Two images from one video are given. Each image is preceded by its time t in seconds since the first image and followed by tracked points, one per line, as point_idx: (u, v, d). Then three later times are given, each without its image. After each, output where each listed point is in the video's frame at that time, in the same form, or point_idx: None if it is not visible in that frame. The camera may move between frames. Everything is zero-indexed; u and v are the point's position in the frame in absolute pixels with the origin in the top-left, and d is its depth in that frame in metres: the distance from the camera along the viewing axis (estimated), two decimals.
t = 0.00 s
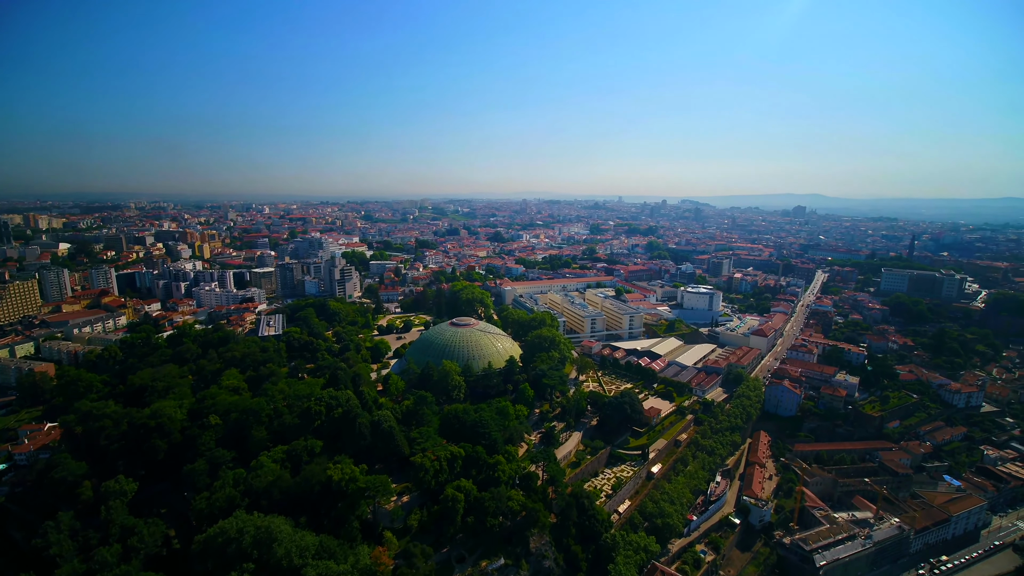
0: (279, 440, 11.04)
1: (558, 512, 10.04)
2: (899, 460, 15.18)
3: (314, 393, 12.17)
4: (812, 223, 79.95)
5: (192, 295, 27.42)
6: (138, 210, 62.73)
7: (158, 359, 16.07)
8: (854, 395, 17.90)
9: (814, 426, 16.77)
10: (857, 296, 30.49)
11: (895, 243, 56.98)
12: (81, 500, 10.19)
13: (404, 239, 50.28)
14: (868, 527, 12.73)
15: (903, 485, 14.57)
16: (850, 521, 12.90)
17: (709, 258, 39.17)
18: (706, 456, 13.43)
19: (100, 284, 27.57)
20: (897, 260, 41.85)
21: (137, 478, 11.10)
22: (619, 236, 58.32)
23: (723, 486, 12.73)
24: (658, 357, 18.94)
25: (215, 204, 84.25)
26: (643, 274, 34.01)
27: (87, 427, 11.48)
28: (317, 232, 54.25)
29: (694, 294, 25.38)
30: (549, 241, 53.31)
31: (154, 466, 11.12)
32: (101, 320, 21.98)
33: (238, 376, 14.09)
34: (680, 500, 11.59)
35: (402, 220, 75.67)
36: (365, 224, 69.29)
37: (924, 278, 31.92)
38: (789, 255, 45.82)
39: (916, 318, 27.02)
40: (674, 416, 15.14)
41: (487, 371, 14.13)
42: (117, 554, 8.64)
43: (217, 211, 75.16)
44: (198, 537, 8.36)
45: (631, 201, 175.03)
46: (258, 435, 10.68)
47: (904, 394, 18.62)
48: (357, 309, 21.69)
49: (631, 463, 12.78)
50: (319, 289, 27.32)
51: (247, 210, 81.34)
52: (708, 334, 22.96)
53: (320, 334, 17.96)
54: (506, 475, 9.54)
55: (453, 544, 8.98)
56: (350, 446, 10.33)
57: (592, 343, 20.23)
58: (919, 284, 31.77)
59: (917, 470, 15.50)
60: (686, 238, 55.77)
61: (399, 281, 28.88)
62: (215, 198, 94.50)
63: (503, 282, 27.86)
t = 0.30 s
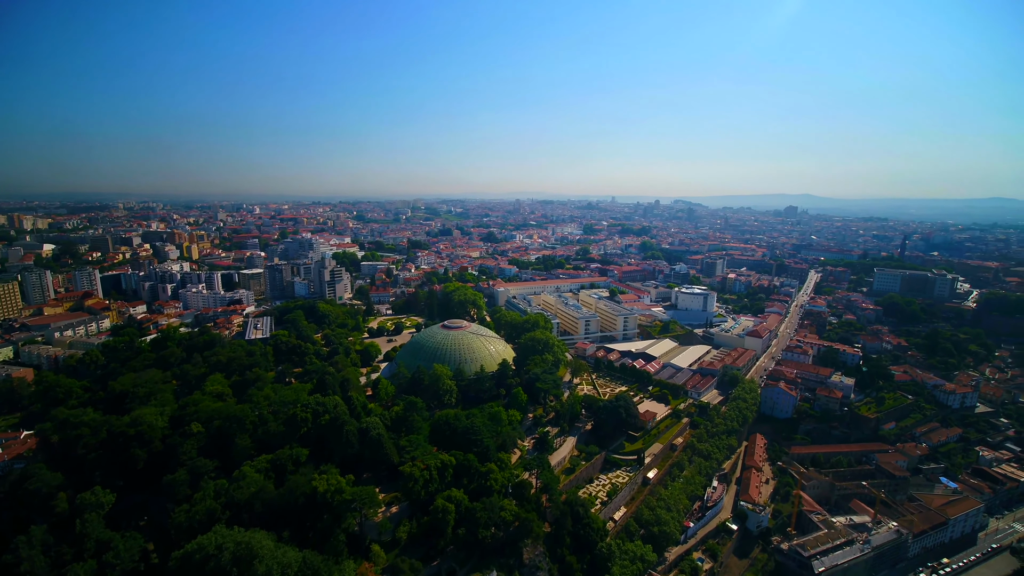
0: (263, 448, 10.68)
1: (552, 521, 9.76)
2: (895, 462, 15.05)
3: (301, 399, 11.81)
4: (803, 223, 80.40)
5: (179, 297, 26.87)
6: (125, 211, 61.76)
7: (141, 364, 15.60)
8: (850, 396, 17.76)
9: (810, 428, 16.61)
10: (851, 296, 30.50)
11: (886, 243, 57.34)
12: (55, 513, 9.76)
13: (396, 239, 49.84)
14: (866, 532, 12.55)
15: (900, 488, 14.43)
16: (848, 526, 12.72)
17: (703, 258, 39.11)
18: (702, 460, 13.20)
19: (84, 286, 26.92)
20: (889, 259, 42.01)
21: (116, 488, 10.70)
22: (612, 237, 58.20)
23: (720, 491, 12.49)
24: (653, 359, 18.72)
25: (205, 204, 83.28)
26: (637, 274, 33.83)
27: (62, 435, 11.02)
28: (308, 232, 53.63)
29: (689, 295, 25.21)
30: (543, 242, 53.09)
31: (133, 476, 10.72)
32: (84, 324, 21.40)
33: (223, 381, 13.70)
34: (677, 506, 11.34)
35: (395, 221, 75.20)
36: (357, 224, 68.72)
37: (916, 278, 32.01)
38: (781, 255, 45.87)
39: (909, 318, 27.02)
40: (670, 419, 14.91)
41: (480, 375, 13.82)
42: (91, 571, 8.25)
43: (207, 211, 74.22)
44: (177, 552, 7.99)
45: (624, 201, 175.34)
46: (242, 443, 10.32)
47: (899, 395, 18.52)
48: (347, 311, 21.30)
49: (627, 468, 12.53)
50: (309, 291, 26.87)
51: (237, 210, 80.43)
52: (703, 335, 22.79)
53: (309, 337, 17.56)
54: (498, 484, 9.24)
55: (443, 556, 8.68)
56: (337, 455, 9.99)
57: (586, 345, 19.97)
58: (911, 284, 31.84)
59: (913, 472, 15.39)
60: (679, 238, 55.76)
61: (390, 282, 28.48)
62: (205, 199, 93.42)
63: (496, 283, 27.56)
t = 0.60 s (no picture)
0: (247, 457, 10.33)
1: (545, 530, 9.50)
2: (891, 464, 14.95)
3: (287, 405, 11.45)
4: (794, 223, 80.86)
5: (164, 298, 26.29)
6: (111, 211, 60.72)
7: (122, 368, 15.13)
8: (844, 397, 17.66)
9: (805, 430, 16.48)
10: (843, 297, 30.53)
11: (877, 243, 57.74)
12: (27, 526, 9.34)
13: (388, 240, 49.37)
14: (863, 536, 12.39)
15: (897, 490, 14.30)
16: (845, 530, 12.56)
17: (696, 259, 39.06)
18: (698, 464, 12.99)
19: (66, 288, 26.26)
20: (880, 259, 42.21)
21: (93, 499, 10.29)
22: (605, 237, 58.14)
23: (716, 496, 12.29)
24: (647, 361, 18.51)
25: (194, 204, 82.16)
26: (630, 275, 33.68)
27: (35, 445, 10.56)
28: (298, 233, 53.00)
29: (682, 295, 25.06)
30: (536, 242, 52.88)
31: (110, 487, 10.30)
32: (65, 327, 20.81)
33: (207, 387, 13.32)
34: (673, 512, 11.13)
35: (387, 221, 74.70)
36: (348, 224, 68.12)
37: (907, 278, 32.12)
38: (773, 255, 45.95)
39: (901, 318, 27.07)
40: (664, 422, 14.70)
41: (471, 378, 13.52)
42: None
43: (196, 211, 73.21)
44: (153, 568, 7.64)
45: (616, 201, 175.67)
46: (224, 452, 9.96)
47: (893, 396, 18.45)
48: (336, 313, 20.92)
49: (621, 473, 12.29)
50: (298, 292, 26.40)
51: (226, 210, 79.41)
52: (697, 336, 22.65)
53: (297, 340, 17.16)
54: (490, 493, 8.96)
55: (433, 569, 8.39)
56: (323, 463, 9.66)
57: (579, 347, 19.74)
58: (902, 284, 31.95)
59: (908, 473, 15.29)
60: (672, 238, 55.71)
61: (381, 283, 28.09)
62: (194, 198, 92.22)
63: (488, 284, 27.26)
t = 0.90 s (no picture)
0: (227, 467, 9.94)
1: (538, 540, 9.21)
2: (886, 466, 14.82)
3: (271, 412, 11.06)
4: (785, 223, 81.35)
5: (148, 301, 25.69)
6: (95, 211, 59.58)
7: (101, 374, 14.62)
8: (838, 399, 17.54)
9: (800, 432, 16.33)
10: (835, 297, 30.54)
11: (867, 243, 58.13)
12: None
13: (379, 240, 48.86)
14: (859, 540, 12.21)
15: (892, 493, 14.16)
16: (841, 534, 12.37)
17: (688, 259, 39.00)
18: (693, 469, 12.74)
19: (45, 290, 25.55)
20: (870, 259, 42.43)
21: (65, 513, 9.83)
22: (598, 237, 58.04)
23: (712, 502, 12.06)
24: (641, 363, 18.28)
25: (182, 205, 80.97)
26: (622, 276, 33.50)
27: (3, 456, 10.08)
28: (287, 234, 52.36)
29: (675, 296, 24.89)
30: (528, 242, 52.62)
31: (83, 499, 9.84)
32: (43, 331, 20.20)
33: (189, 393, 12.91)
34: (669, 520, 10.87)
35: (378, 221, 74.13)
36: (338, 225, 67.48)
37: (898, 278, 32.21)
38: (765, 256, 46.02)
39: (892, 318, 27.09)
40: (659, 426, 14.46)
41: (462, 383, 13.19)
42: None
43: (183, 211, 72.14)
44: None
45: (608, 201, 176.00)
46: (204, 462, 9.56)
47: (887, 397, 18.36)
48: (324, 315, 20.49)
49: (615, 479, 12.01)
50: (285, 294, 25.89)
51: (215, 210, 78.35)
52: (690, 337, 22.48)
53: (283, 344, 16.74)
54: (480, 503, 8.65)
55: None
56: (307, 473, 9.31)
57: (572, 349, 19.46)
58: (893, 284, 32.04)
59: (903, 475, 15.18)
60: (664, 239, 55.68)
61: (371, 285, 27.67)
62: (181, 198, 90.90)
63: (480, 285, 26.92)
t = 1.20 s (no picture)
0: (209, 477, 9.60)
1: (531, 550, 8.93)
2: (881, 468, 14.70)
3: (256, 418, 10.73)
4: (776, 223, 81.96)
5: (133, 303, 25.13)
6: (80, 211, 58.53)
7: (80, 379, 14.15)
8: (833, 400, 17.42)
9: (795, 435, 16.18)
10: (828, 297, 30.56)
11: (858, 243, 58.49)
12: None
13: (370, 241, 48.40)
14: (856, 545, 12.05)
15: (888, 496, 14.03)
16: (839, 539, 12.20)
17: (681, 259, 38.92)
18: (689, 474, 12.52)
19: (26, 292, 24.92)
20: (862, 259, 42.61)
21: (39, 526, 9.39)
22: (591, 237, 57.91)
23: (708, 507, 11.84)
24: (635, 366, 18.06)
25: (170, 204, 79.91)
26: (615, 277, 33.32)
27: None
28: (277, 234, 51.74)
29: (669, 297, 24.73)
30: (521, 243, 52.37)
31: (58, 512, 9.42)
32: (23, 334, 19.64)
33: (171, 399, 12.53)
34: (665, 527, 10.64)
35: (370, 222, 73.60)
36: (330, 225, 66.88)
37: (890, 278, 32.30)
38: (757, 256, 46.09)
39: (885, 318, 27.14)
40: (653, 429, 14.24)
41: (453, 387, 12.89)
42: None
43: (171, 211, 71.16)
44: None
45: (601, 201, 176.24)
46: (184, 471, 9.23)
47: (882, 399, 18.28)
48: (313, 318, 20.08)
49: (610, 485, 11.75)
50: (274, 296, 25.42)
51: (204, 210, 77.38)
52: (684, 339, 22.31)
53: (270, 347, 16.34)
54: (472, 513, 8.36)
55: None
56: (291, 484, 8.99)
57: (565, 351, 19.20)
58: (885, 284, 32.12)
59: (898, 478, 15.07)
60: (657, 239, 55.67)
61: (362, 286, 27.28)
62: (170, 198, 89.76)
63: (472, 286, 26.62)
